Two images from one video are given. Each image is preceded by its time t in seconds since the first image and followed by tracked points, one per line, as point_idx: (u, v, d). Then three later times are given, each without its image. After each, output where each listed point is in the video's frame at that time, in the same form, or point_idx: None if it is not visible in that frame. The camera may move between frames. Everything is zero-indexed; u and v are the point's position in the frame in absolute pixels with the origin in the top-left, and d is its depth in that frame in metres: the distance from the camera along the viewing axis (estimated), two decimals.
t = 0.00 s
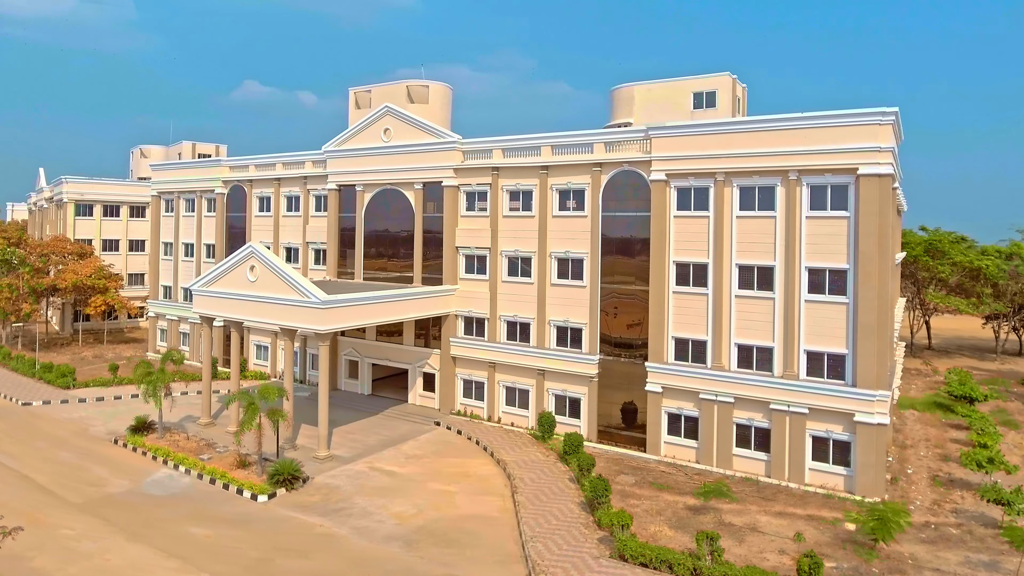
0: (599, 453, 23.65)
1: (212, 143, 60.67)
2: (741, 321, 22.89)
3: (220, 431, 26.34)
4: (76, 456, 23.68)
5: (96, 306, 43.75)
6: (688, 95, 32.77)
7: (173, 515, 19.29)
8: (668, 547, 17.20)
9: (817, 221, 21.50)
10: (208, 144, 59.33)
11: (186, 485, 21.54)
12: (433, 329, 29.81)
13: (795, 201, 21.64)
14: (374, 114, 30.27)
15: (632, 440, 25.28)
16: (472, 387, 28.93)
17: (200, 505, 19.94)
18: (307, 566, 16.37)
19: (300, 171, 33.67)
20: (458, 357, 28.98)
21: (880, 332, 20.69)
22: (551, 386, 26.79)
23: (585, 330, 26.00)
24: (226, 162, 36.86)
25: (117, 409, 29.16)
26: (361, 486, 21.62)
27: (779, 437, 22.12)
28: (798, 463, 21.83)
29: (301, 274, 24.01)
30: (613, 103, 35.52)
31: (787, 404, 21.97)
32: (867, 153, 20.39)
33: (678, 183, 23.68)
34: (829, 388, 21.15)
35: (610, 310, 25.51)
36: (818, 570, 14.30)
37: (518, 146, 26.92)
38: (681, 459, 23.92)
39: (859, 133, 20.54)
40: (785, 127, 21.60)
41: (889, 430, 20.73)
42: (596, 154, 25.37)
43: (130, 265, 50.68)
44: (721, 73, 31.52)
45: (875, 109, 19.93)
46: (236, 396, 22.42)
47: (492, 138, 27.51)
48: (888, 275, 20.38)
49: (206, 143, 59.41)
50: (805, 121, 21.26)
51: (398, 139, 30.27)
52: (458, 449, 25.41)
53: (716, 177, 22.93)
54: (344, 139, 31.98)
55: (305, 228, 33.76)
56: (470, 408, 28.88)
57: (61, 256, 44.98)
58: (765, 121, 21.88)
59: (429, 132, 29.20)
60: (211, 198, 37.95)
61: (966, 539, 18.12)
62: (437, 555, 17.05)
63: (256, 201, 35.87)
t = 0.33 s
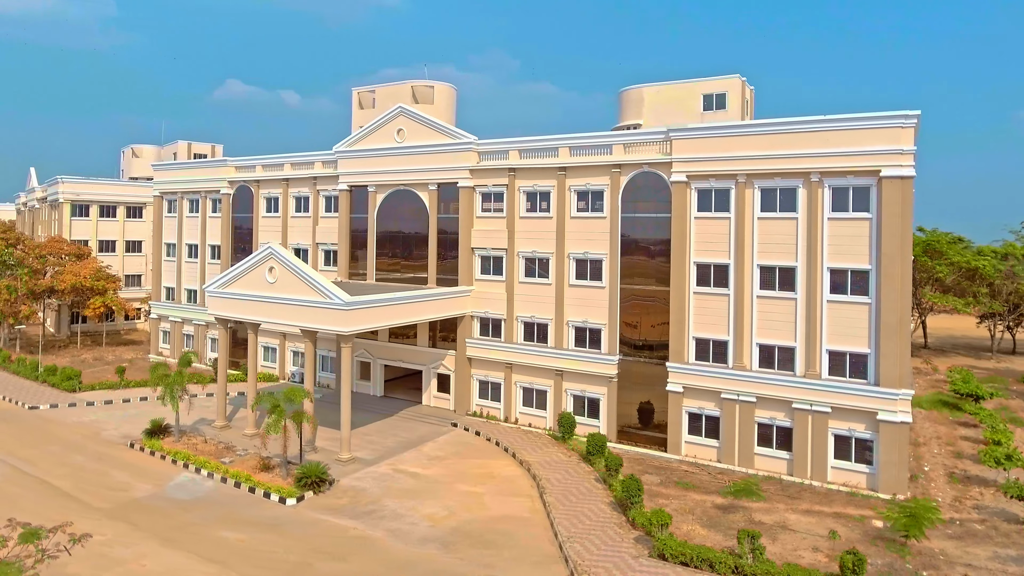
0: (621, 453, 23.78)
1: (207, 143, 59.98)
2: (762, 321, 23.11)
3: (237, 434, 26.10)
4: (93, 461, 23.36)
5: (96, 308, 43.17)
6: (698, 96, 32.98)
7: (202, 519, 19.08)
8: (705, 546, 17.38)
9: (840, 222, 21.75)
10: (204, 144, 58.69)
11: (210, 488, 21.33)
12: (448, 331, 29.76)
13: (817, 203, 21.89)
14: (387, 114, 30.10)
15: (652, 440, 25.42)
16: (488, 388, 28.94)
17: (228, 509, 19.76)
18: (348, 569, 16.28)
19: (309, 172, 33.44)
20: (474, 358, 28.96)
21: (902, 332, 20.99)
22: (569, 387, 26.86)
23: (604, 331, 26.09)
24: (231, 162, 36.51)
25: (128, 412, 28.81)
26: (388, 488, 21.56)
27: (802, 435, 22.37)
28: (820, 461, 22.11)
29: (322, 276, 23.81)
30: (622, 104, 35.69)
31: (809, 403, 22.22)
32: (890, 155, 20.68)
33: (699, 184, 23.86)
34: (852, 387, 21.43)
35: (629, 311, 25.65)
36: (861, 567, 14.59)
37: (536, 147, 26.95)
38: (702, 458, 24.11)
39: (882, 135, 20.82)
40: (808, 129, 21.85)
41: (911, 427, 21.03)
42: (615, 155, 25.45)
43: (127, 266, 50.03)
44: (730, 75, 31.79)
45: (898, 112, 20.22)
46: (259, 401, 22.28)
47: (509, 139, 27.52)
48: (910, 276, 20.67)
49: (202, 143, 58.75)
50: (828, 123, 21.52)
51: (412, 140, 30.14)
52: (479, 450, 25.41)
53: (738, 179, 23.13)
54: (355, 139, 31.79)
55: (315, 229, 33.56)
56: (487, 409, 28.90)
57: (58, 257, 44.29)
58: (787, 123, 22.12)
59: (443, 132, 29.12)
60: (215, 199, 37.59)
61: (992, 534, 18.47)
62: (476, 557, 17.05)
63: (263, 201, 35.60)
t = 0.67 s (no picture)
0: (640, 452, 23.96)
1: (200, 142, 59.31)
2: (780, 320, 23.41)
3: (252, 437, 25.88)
4: (109, 466, 23.06)
5: (91, 311, 42.45)
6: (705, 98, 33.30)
7: (229, 522, 18.91)
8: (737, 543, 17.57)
9: (857, 223, 22.12)
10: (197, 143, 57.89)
11: (231, 491, 21.12)
12: (459, 332, 29.74)
13: (835, 204, 22.25)
14: (398, 115, 30.02)
15: (668, 439, 25.63)
16: (501, 389, 28.97)
17: (253, 512, 19.57)
18: (385, 571, 16.23)
19: (317, 172, 33.27)
20: (487, 359, 28.99)
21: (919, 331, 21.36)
22: (585, 387, 26.97)
23: (620, 331, 26.24)
24: (235, 162, 36.19)
25: (136, 415, 28.45)
26: (412, 490, 21.50)
27: (820, 434, 22.69)
28: (838, 459, 22.43)
29: (341, 277, 23.69)
30: (627, 105, 35.99)
31: (827, 401, 22.55)
32: (907, 158, 21.11)
33: (716, 186, 24.16)
34: (870, 386, 21.80)
35: (645, 310, 25.82)
36: (898, 562, 14.81)
37: (551, 148, 27.10)
38: (720, 457, 24.35)
39: (899, 138, 21.22)
40: (825, 132, 22.22)
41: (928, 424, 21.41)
42: (631, 156, 25.63)
43: (120, 267, 49.29)
44: (737, 77, 32.25)
45: (915, 115, 20.66)
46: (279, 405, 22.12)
47: (523, 140, 27.62)
48: (928, 276, 21.06)
49: (195, 143, 58.09)
50: (845, 126, 21.89)
51: (423, 140, 30.09)
52: (496, 450, 25.43)
53: (755, 180, 23.44)
54: (364, 139, 31.67)
55: (322, 229, 33.37)
56: (499, 409, 28.92)
57: (51, 258, 43.42)
58: (805, 126, 22.49)
59: (456, 133, 29.14)
60: (218, 199, 37.24)
61: (1011, 528, 18.87)
62: (512, 557, 17.08)
63: (268, 202, 35.32)
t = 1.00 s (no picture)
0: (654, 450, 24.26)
1: (182, 141, 58.20)
2: (789, 319, 23.91)
3: (260, 441, 25.57)
4: (117, 472, 22.59)
5: (76, 313, 41.44)
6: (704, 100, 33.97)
7: (252, 527, 18.68)
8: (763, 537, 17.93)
9: (865, 224, 22.70)
10: (180, 141, 56.75)
11: (248, 496, 20.85)
12: (465, 333, 29.74)
13: (844, 206, 22.82)
14: (402, 115, 29.90)
15: (676, 438, 26.01)
16: (508, 389, 29.03)
17: (275, 517, 19.35)
18: (421, 573, 16.20)
19: (317, 172, 32.97)
20: (494, 359, 29.04)
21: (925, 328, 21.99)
22: (593, 386, 27.18)
23: (629, 331, 26.49)
24: (230, 161, 35.63)
25: (136, 420, 27.91)
26: (431, 491, 21.46)
27: (828, 430, 23.23)
28: (846, 454, 22.99)
29: (354, 278, 23.53)
30: (626, 107, 36.40)
31: (836, 398, 23.10)
32: (914, 161, 21.74)
33: (726, 187, 24.56)
34: (878, 382, 22.40)
35: (654, 310, 26.13)
36: (926, 553, 15.35)
37: (559, 149, 27.29)
38: (730, 454, 24.76)
39: (906, 141, 21.85)
40: (834, 135, 22.76)
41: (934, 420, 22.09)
42: (640, 158, 25.93)
43: (103, 269, 48.11)
44: (736, 80, 32.90)
45: (923, 119, 21.28)
46: (298, 407, 21.78)
47: (531, 140, 27.74)
48: (934, 275, 21.69)
49: (178, 141, 56.96)
50: (854, 129, 22.45)
51: (428, 141, 30.01)
52: (508, 450, 25.48)
53: (765, 182, 23.91)
54: (366, 139, 31.46)
55: (322, 230, 33.09)
56: (507, 410, 28.96)
57: (32, 258, 42.18)
58: (815, 129, 23.02)
59: (462, 134, 29.15)
60: (212, 199, 36.66)
61: (1019, 518, 19.56)
62: (544, 556, 17.18)
63: (265, 202, 34.90)
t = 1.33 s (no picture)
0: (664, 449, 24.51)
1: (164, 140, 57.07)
2: (795, 318, 24.37)
3: (268, 444, 25.29)
4: (125, 477, 22.16)
5: (62, 315, 40.51)
6: (700, 103, 34.43)
7: (274, 531, 18.50)
8: (783, 532, 18.28)
9: (869, 226, 23.27)
10: (163, 140, 55.65)
11: (264, 500, 20.62)
12: (469, 334, 29.77)
13: (849, 207, 23.36)
14: (406, 115, 29.79)
15: (683, 436, 26.31)
16: (513, 390, 29.09)
17: (295, 521, 19.17)
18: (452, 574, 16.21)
19: (316, 172, 32.70)
20: (499, 360, 29.10)
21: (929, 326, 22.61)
22: (600, 386, 27.39)
23: (637, 331, 26.73)
24: (225, 161, 35.12)
25: (136, 425, 27.40)
26: (449, 493, 21.45)
27: (835, 426, 23.74)
28: (852, 450, 23.51)
29: (367, 279, 23.40)
30: (623, 109, 36.70)
31: (842, 395, 23.62)
32: (918, 164, 22.34)
33: (733, 189, 24.95)
34: (883, 379, 22.97)
35: (661, 310, 26.41)
36: (948, 544, 15.86)
37: (566, 151, 27.48)
38: (737, 451, 25.14)
39: (910, 144, 22.45)
40: (840, 138, 23.31)
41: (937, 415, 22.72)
42: (647, 160, 26.22)
43: (86, 270, 47.04)
44: (733, 83, 33.39)
45: (927, 124, 21.91)
46: (319, 409, 21.64)
47: (537, 142, 27.88)
48: (937, 274, 22.32)
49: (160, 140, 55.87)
50: (859, 132, 22.99)
51: (431, 141, 29.94)
52: (518, 450, 25.55)
53: (771, 184, 24.36)
54: (368, 139, 31.27)
55: (321, 231, 32.81)
56: (512, 410, 29.02)
57: (15, 260, 41.16)
58: (820, 133, 23.56)
59: (467, 135, 29.17)
60: (205, 200, 36.11)
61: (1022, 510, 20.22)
62: (571, 555, 17.30)
63: (262, 202, 34.47)
